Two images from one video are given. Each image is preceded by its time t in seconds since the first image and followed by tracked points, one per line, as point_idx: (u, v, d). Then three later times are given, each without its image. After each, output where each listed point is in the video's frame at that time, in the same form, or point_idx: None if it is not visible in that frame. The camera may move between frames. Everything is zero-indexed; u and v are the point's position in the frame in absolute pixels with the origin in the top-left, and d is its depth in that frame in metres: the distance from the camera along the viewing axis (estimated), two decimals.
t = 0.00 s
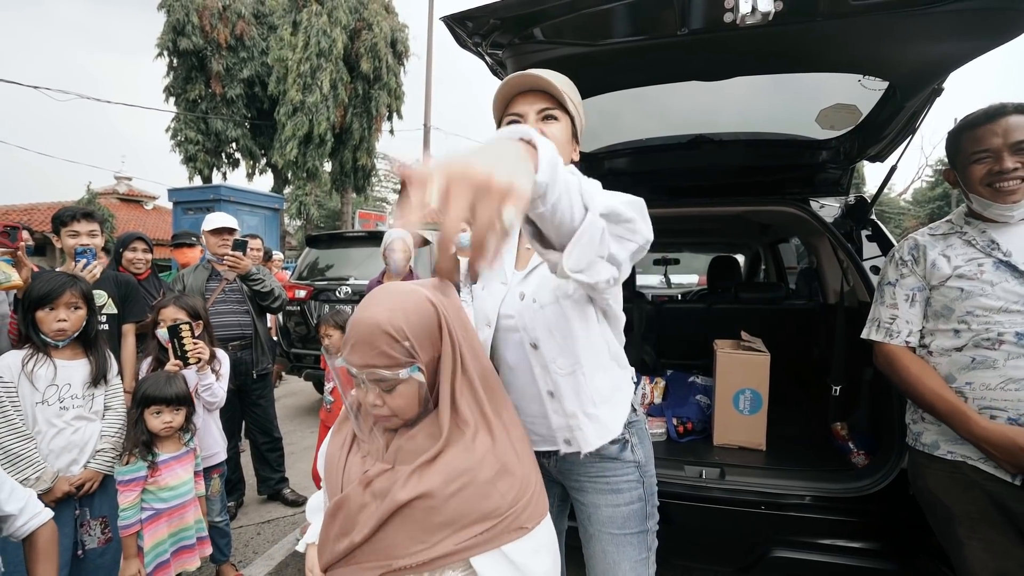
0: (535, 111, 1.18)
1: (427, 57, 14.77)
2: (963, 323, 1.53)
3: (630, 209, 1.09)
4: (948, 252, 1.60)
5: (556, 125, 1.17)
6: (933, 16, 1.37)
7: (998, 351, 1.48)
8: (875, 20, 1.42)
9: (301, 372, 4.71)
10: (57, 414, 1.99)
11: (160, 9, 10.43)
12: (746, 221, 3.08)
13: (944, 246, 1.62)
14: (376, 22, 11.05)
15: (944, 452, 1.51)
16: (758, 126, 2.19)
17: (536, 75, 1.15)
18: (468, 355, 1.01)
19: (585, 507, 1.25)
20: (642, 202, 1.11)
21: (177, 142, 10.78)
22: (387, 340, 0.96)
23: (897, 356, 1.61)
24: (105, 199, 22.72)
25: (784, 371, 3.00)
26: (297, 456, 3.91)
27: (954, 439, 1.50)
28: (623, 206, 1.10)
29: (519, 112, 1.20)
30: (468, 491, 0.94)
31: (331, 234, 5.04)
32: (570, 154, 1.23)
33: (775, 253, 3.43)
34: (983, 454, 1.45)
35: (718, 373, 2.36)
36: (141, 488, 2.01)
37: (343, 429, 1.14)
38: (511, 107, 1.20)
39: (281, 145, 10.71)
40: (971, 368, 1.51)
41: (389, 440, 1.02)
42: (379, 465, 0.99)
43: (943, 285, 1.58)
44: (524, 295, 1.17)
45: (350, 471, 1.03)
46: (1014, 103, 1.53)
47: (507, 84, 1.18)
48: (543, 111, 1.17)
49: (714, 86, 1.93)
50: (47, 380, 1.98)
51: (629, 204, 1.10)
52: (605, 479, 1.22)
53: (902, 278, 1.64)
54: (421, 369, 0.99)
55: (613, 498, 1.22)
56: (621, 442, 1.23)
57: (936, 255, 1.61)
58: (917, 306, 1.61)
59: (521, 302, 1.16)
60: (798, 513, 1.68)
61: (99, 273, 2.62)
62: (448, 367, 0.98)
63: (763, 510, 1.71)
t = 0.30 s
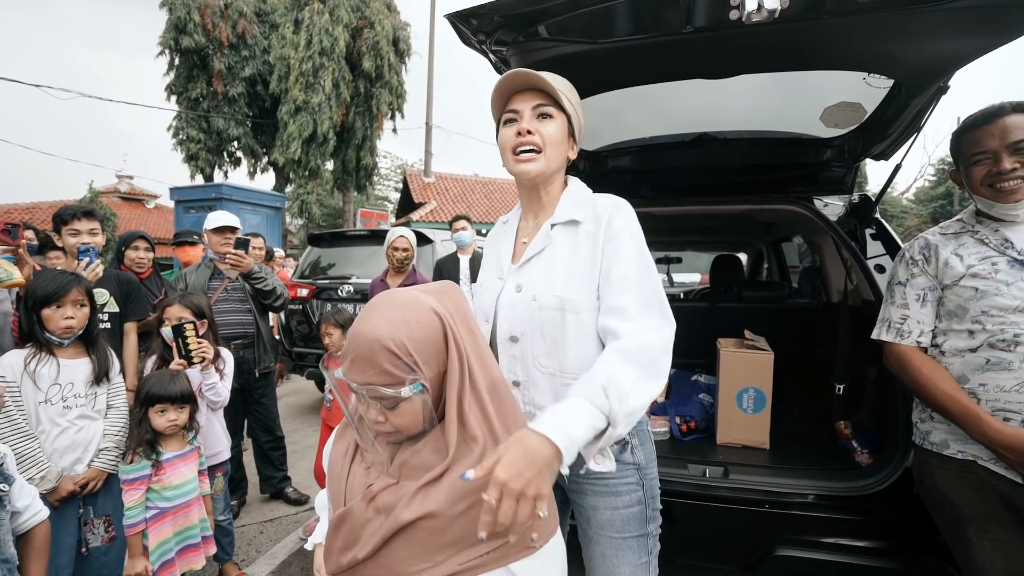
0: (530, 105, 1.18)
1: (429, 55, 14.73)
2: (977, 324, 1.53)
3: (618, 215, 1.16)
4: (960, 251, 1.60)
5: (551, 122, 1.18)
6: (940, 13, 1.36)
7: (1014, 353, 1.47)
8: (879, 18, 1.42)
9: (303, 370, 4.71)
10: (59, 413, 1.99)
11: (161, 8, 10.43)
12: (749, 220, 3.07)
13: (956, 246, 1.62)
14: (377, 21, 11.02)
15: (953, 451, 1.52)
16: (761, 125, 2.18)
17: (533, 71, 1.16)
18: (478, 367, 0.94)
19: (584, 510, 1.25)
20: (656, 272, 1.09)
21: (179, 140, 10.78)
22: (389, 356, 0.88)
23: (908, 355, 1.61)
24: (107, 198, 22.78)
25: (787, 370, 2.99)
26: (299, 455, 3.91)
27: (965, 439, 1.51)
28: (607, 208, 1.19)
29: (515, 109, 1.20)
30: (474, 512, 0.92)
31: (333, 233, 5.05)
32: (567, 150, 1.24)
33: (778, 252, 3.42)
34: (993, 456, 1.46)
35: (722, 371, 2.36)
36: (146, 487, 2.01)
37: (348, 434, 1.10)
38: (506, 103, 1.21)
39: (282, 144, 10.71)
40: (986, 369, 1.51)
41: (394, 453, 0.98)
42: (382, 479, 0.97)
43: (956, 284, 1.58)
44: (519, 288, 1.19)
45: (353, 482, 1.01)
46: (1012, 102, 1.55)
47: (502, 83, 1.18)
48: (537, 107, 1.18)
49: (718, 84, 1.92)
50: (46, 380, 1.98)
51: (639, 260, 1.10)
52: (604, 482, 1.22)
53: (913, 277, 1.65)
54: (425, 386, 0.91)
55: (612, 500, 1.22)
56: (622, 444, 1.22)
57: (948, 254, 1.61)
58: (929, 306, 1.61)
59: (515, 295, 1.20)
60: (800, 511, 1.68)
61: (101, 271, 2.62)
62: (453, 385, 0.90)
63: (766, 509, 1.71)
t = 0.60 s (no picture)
0: (527, 107, 1.16)
1: (428, 54, 14.72)
2: (984, 324, 1.53)
3: (625, 220, 1.18)
4: (965, 251, 1.60)
5: (550, 123, 1.16)
6: (945, 10, 1.35)
7: None
8: (884, 15, 1.41)
9: (303, 369, 4.71)
10: (61, 413, 1.98)
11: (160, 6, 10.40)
12: (749, 218, 3.07)
13: (959, 245, 1.62)
14: (377, 19, 11.00)
15: (963, 451, 1.52)
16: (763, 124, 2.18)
17: (528, 73, 1.13)
18: (492, 376, 0.90)
19: (590, 507, 1.24)
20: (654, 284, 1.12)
21: (178, 139, 10.75)
22: (403, 363, 0.84)
23: (916, 356, 1.61)
24: (106, 197, 22.76)
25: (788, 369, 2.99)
26: (300, 454, 3.90)
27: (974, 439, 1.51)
28: (614, 212, 1.19)
29: (511, 112, 1.18)
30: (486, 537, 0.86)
31: (333, 232, 5.04)
32: (567, 149, 1.22)
33: (779, 251, 3.42)
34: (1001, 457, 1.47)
35: (723, 370, 2.35)
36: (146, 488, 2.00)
37: (349, 449, 1.01)
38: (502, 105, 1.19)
39: (281, 143, 10.69)
40: (995, 370, 1.50)
41: (400, 473, 0.92)
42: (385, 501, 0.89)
43: (961, 284, 1.58)
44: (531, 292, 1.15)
45: (354, 505, 0.92)
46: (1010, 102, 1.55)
47: (496, 85, 1.16)
48: (534, 109, 1.16)
49: (720, 82, 1.92)
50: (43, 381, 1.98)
51: (639, 270, 1.12)
52: (611, 478, 1.21)
53: (917, 278, 1.66)
54: (439, 398, 0.88)
55: (619, 496, 1.22)
56: (628, 441, 1.22)
57: (952, 254, 1.61)
58: (935, 307, 1.61)
59: (526, 301, 1.16)
60: (801, 510, 1.68)
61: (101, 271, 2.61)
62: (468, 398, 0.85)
63: (769, 508, 1.71)
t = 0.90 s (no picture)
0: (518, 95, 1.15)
1: (429, 53, 14.70)
2: (988, 324, 1.52)
3: (639, 220, 1.15)
4: (967, 251, 1.59)
5: (543, 108, 1.13)
6: (954, 6, 1.34)
7: None
8: (892, 12, 1.40)
9: (305, 369, 4.70)
10: (67, 411, 1.98)
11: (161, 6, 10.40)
12: (753, 217, 3.06)
13: (961, 245, 1.61)
14: (378, 19, 10.98)
15: (972, 451, 1.51)
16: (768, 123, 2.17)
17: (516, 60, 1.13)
18: (531, 377, 0.84)
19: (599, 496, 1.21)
20: (672, 280, 1.10)
21: (179, 138, 10.75)
22: (438, 339, 0.79)
23: (921, 357, 1.60)
24: (108, 196, 22.80)
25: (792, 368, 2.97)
26: (303, 453, 3.91)
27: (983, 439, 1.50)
28: (627, 212, 1.16)
29: (503, 104, 1.17)
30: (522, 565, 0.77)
31: (334, 231, 5.03)
32: (564, 137, 1.18)
33: (782, 250, 3.40)
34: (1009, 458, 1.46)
35: (728, 370, 2.34)
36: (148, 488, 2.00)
37: (355, 465, 0.94)
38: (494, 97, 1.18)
39: (283, 142, 10.69)
40: (1001, 369, 1.49)
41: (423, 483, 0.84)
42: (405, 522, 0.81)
43: (963, 284, 1.57)
44: (551, 301, 1.13)
45: (366, 525, 0.85)
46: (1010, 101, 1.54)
47: (485, 78, 1.16)
48: (525, 96, 1.14)
49: (725, 80, 1.91)
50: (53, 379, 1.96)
51: (657, 268, 1.10)
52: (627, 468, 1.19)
53: (920, 278, 1.65)
54: (473, 384, 0.81)
55: (631, 488, 1.20)
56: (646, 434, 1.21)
57: (954, 254, 1.61)
58: (937, 307, 1.61)
59: (545, 308, 1.13)
60: (807, 511, 1.67)
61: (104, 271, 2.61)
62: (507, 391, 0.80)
63: (774, 508, 1.70)
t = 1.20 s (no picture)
0: (534, 88, 1.09)
1: (434, 52, 14.72)
2: (996, 322, 1.51)
3: (665, 213, 1.07)
4: (974, 250, 1.58)
5: (561, 101, 1.07)
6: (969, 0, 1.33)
7: None
8: (906, 7, 1.39)
9: (311, 367, 4.72)
10: (79, 407, 2.00)
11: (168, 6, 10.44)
12: (760, 215, 3.04)
13: (968, 244, 1.60)
14: (383, 17, 10.98)
15: (980, 451, 1.51)
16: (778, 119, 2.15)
17: (531, 50, 1.06)
18: (579, 384, 0.84)
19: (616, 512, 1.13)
20: (706, 277, 1.01)
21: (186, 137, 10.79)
22: (498, 319, 0.81)
23: (929, 357, 1.58)
24: (115, 195, 22.94)
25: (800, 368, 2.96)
26: (309, 451, 3.92)
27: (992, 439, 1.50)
28: (652, 204, 1.09)
29: (521, 91, 1.11)
30: None
31: (340, 230, 5.04)
32: (586, 128, 1.12)
33: (790, 249, 3.39)
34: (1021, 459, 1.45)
35: (736, 368, 2.33)
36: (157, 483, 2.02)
37: (394, 457, 0.97)
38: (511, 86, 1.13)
39: (289, 141, 10.71)
40: (1010, 367, 1.48)
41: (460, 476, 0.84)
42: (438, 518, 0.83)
43: (971, 283, 1.56)
44: (562, 297, 1.07)
45: (396, 517, 0.89)
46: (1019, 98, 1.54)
47: (502, 63, 1.10)
48: (541, 89, 1.08)
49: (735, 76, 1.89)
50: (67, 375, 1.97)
51: (687, 265, 1.01)
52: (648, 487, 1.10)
53: (926, 278, 1.63)
54: (526, 374, 0.80)
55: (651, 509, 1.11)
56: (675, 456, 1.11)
57: (961, 253, 1.59)
58: (945, 306, 1.59)
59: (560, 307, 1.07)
60: (816, 510, 1.66)
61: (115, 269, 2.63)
62: (555, 391, 0.80)
63: (783, 508, 1.69)
